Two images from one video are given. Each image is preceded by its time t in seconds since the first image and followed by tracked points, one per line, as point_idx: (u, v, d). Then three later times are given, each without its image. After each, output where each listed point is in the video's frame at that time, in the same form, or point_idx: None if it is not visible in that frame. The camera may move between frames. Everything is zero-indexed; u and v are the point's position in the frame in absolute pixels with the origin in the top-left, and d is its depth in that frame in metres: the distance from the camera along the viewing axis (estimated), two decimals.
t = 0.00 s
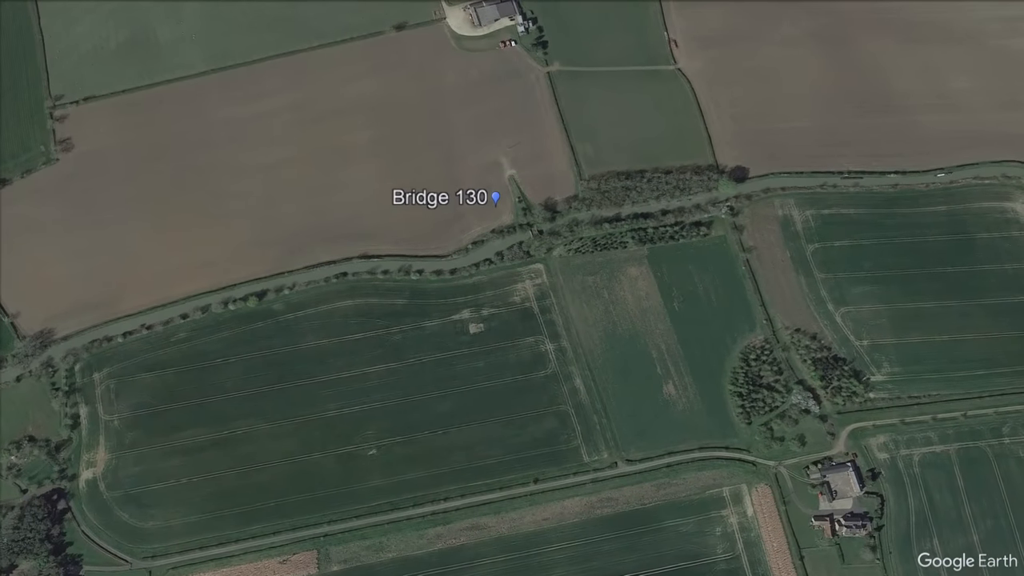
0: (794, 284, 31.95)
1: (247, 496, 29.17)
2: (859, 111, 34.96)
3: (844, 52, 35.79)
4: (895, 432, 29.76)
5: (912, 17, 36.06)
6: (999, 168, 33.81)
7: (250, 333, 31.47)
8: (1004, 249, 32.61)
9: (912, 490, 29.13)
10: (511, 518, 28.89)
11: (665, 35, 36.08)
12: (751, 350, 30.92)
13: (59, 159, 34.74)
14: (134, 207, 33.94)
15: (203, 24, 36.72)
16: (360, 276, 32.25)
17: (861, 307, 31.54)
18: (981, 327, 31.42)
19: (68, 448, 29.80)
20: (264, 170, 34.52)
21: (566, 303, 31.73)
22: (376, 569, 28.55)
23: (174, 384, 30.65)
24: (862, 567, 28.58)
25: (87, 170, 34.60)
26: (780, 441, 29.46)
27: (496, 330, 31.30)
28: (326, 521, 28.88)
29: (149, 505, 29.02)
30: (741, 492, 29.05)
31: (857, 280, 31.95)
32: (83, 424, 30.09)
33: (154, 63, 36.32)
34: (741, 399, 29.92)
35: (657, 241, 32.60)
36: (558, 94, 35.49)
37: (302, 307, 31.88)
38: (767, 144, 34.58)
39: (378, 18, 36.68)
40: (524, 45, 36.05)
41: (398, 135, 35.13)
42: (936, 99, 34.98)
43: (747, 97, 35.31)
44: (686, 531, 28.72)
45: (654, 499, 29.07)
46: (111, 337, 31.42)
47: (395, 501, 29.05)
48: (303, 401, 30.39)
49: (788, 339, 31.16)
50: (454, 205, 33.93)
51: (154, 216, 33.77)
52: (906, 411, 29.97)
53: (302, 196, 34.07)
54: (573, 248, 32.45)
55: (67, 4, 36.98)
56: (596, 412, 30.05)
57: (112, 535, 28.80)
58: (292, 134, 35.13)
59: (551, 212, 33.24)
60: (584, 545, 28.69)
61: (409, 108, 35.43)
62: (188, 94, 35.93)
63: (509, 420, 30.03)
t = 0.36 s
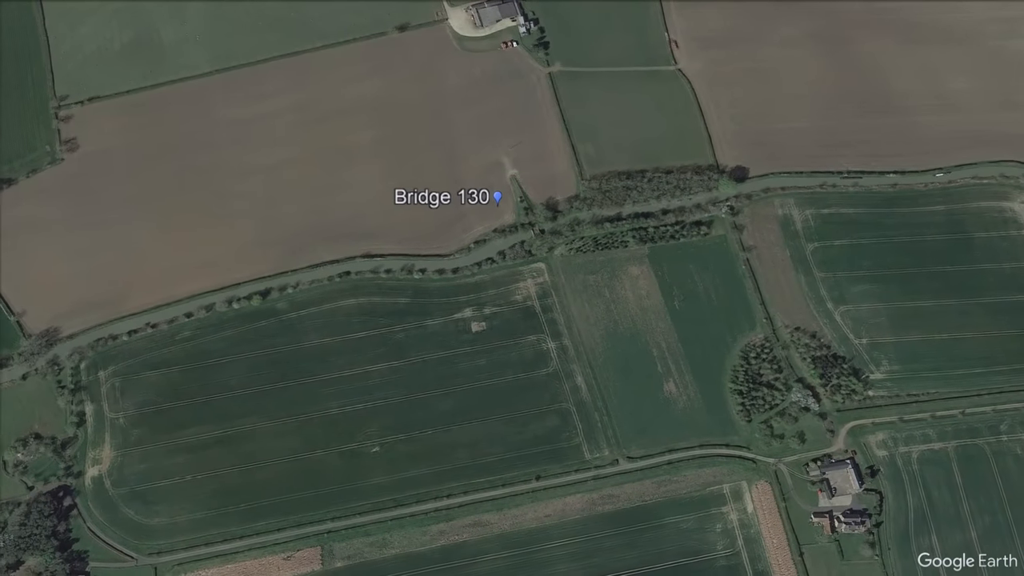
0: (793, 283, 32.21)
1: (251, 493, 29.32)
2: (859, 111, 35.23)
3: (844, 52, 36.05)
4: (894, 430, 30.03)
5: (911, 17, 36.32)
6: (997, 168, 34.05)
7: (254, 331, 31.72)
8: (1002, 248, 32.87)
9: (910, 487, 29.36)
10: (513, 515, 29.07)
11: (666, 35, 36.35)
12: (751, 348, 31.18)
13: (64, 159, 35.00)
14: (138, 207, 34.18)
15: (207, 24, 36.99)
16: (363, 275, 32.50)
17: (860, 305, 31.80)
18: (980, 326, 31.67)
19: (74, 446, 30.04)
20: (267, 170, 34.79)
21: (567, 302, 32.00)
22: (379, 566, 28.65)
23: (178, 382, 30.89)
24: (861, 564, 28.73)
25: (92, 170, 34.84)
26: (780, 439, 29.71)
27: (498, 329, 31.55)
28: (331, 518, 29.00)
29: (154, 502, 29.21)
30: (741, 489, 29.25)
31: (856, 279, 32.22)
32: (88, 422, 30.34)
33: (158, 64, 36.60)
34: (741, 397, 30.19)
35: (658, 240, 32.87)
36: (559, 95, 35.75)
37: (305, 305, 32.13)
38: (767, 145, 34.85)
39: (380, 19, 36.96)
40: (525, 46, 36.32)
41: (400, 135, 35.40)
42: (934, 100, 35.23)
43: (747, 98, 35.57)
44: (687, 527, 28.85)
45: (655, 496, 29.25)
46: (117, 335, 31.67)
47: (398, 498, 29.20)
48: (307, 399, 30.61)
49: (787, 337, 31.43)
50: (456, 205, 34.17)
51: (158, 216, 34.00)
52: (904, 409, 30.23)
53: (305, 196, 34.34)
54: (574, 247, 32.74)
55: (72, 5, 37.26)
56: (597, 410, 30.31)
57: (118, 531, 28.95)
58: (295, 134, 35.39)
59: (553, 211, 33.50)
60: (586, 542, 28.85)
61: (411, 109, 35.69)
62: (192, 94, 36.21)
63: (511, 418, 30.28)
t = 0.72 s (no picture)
0: (795, 279, 32.72)
1: (263, 485, 29.81)
2: (859, 111, 35.74)
3: (845, 52, 36.56)
4: (894, 424, 30.51)
5: (912, 18, 36.80)
6: (996, 166, 34.53)
7: (265, 327, 32.25)
8: (1001, 245, 33.37)
9: (911, 480, 29.79)
10: (520, 506, 29.51)
11: (669, 36, 36.87)
12: (754, 343, 31.68)
13: (76, 158, 35.51)
14: (150, 205, 34.69)
15: (216, 25, 37.50)
16: (371, 271, 33.01)
17: (861, 301, 32.31)
18: (979, 321, 32.17)
19: (88, 439, 30.51)
20: (277, 168, 35.29)
21: (573, 298, 32.52)
22: (388, 557, 29.08)
23: (191, 377, 31.40)
24: (862, 555, 29.17)
25: (104, 169, 35.36)
26: (782, 432, 30.19)
27: (504, 324, 32.07)
28: (341, 509, 29.43)
29: (167, 494, 29.69)
30: (744, 482, 29.70)
31: (858, 275, 32.72)
32: (102, 416, 30.84)
33: (168, 64, 37.11)
34: (744, 391, 30.69)
35: (662, 237, 33.38)
36: (564, 94, 36.27)
37: (314, 302, 32.64)
38: (769, 143, 35.36)
39: (387, 19, 37.47)
40: (531, 46, 36.83)
41: (408, 134, 35.92)
42: (934, 99, 35.74)
43: (750, 97, 36.08)
44: (691, 519, 29.33)
45: (659, 489, 29.71)
46: (129, 331, 32.17)
47: (407, 490, 29.67)
48: (317, 393, 31.13)
49: (789, 333, 31.92)
50: (462, 203, 34.65)
51: (169, 213, 34.53)
52: (905, 403, 30.72)
53: (314, 194, 34.84)
54: (580, 244, 33.26)
55: (83, 5, 37.77)
56: (602, 404, 30.81)
57: (132, 523, 29.41)
58: (304, 133, 35.90)
59: (558, 209, 34.01)
60: (591, 533, 29.29)
61: (418, 108, 36.21)
62: (202, 94, 36.72)
63: (518, 412, 30.78)
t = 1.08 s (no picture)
0: (801, 273, 33.31)
1: (279, 474, 30.36)
2: (863, 108, 36.31)
3: (849, 51, 37.15)
4: (899, 414, 31.05)
5: (914, 17, 37.41)
6: (999, 162, 35.09)
7: (280, 320, 32.82)
8: (1003, 240, 33.92)
9: (915, 470, 30.26)
10: (532, 495, 29.95)
11: (676, 35, 37.49)
12: (761, 336, 32.24)
13: (93, 154, 36.10)
14: (166, 200, 35.27)
15: (229, 24, 38.10)
16: (384, 265, 33.61)
17: (866, 295, 32.87)
18: (982, 314, 32.72)
19: (107, 429, 31.05)
20: (290, 164, 35.88)
21: (582, 291, 33.11)
22: (403, 545, 29.48)
23: (207, 369, 31.97)
24: (868, 543, 29.43)
25: (121, 165, 35.96)
26: (789, 423, 30.73)
27: (515, 317, 32.64)
28: (356, 498, 29.99)
29: (185, 483, 30.23)
30: (751, 471, 30.17)
31: (862, 269, 33.29)
32: (120, 407, 31.40)
33: (183, 62, 37.71)
34: (751, 382, 31.25)
35: (670, 232, 33.97)
36: (573, 92, 36.85)
37: (328, 295, 33.22)
38: (774, 140, 35.94)
39: (398, 18, 38.07)
40: (539, 45, 37.43)
41: (419, 131, 36.49)
42: (937, 97, 36.32)
43: (755, 94, 36.65)
44: (700, 507, 29.70)
45: (668, 478, 30.14)
46: (147, 324, 32.73)
47: (421, 480, 30.21)
48: (332, 384, 31.73)
49: (795, 326, 32.49)
50: (473, 198, 35.22)
51: (185, 208, 35.11)
52: (909, 394, 31.25)
53: (327, 189, 35.41)
54: (589, 239, 33.86)
55: (99, 5, 38.39)
56: (612, 395, 31.38)
57: (151, 512, 29.91)
58: (316, 130, 36.49)
59: (567, 204, 34.58)
60: (601, 522, 29.57)
61: (429, 105, 36.79)
62: (216, 91, 37.31)
63: (529, 402, 31.35)
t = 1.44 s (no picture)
0: (810, 265, 33.87)
1: (299, 461, 30.89)
2: (871, 103, 36.87)
3: (856, 47, 37.73)
4: (908, 403, 31.59)
5: (921, 14, 37.99)
6: (1005, 156, 35.66)
7: (298, 311, 33.38)
8: (1010, 232, 34.49)
9: (924, 458, 30.82)
10: (547, 482, 30.48)
11: (686, 31, 38.07)
12: (771, 326, 32.81)
13: (112, 148, 36.68)
14: (184, 193, 35.84)
15: (246, 20, 38.68)
16: (400, 257, 34.17)
17: (875, 286, 33.43)
18: (988, 305, 33.30)
19: (130, 418, 31.61)
20: (307, 158, 36.47)
21: (595, 283, 33.68)
22: (421, 531, 29.94)
23: (227, 358, 32.52)
24: (878, 528, 29.95)
25: (140, 159, 36.51)
26: (799, 411, 31.29)
27: (530, 308, 33.21)
28: (376, 485, 30.49)
29: (207, 470, 30.73)
30: (763, 458, 30.69)
31: (871, 261, 33.86)
32: (142, 396, 31.95)
33: (200, 58, 38.26)
34: (762, 372, 31.82)
35: (681, 225, 34.56)
36: (585, 87, 37.41)
37: (346, 286, 33.77)
38: (784, 135, 36.51)
39: (412, 15, 38.64)
40: (552, 41, 38.00)
41: (433, 125, 37.05)
42: (943, 92, 36.89)
43: (764, 90, 37.22)
44: (712, 494, 30.21)
45: (681, 465, 30.65)
46: (167, 314, 33.27)
47: (438, 467, 30.75)
48: (350, 374, 32.28)
49: (805, 316, 33.06)
50: (487, 191, 35.77)
51: (204, 201, 35.68)
52: (917, 383, 31.82)
53: (344, 183, 35.98)
54: (602, 231, 34.45)
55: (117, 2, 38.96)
56: (626, 385, 31.93)
57: (173, 498, 30.41)
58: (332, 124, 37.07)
59: (580, 197, 35.15)
60: (616, 508, 30.12)
61: (443, 100, 37.35)
62: (233, 87, 37.87)
63: (544, 391, 31.88)
